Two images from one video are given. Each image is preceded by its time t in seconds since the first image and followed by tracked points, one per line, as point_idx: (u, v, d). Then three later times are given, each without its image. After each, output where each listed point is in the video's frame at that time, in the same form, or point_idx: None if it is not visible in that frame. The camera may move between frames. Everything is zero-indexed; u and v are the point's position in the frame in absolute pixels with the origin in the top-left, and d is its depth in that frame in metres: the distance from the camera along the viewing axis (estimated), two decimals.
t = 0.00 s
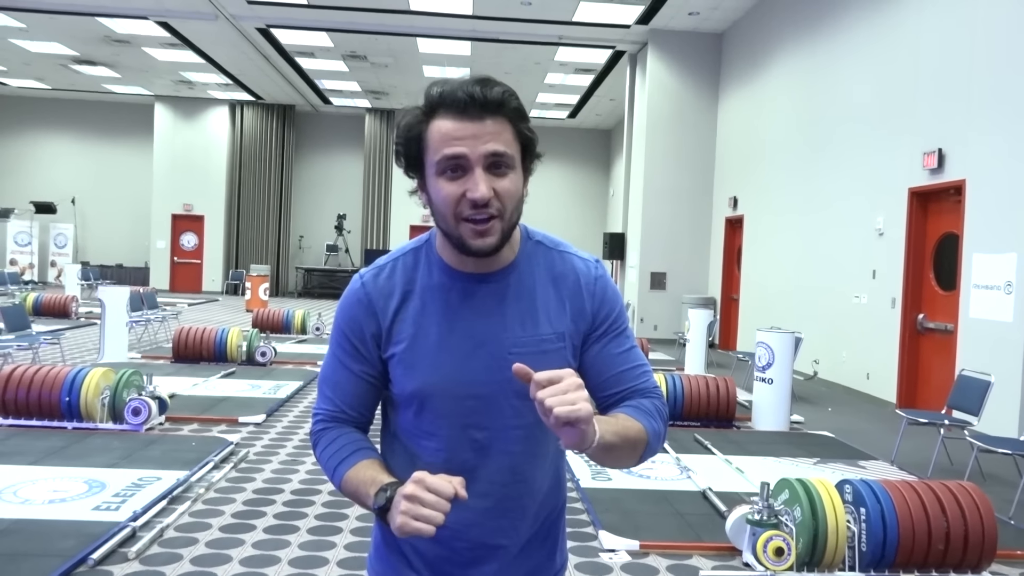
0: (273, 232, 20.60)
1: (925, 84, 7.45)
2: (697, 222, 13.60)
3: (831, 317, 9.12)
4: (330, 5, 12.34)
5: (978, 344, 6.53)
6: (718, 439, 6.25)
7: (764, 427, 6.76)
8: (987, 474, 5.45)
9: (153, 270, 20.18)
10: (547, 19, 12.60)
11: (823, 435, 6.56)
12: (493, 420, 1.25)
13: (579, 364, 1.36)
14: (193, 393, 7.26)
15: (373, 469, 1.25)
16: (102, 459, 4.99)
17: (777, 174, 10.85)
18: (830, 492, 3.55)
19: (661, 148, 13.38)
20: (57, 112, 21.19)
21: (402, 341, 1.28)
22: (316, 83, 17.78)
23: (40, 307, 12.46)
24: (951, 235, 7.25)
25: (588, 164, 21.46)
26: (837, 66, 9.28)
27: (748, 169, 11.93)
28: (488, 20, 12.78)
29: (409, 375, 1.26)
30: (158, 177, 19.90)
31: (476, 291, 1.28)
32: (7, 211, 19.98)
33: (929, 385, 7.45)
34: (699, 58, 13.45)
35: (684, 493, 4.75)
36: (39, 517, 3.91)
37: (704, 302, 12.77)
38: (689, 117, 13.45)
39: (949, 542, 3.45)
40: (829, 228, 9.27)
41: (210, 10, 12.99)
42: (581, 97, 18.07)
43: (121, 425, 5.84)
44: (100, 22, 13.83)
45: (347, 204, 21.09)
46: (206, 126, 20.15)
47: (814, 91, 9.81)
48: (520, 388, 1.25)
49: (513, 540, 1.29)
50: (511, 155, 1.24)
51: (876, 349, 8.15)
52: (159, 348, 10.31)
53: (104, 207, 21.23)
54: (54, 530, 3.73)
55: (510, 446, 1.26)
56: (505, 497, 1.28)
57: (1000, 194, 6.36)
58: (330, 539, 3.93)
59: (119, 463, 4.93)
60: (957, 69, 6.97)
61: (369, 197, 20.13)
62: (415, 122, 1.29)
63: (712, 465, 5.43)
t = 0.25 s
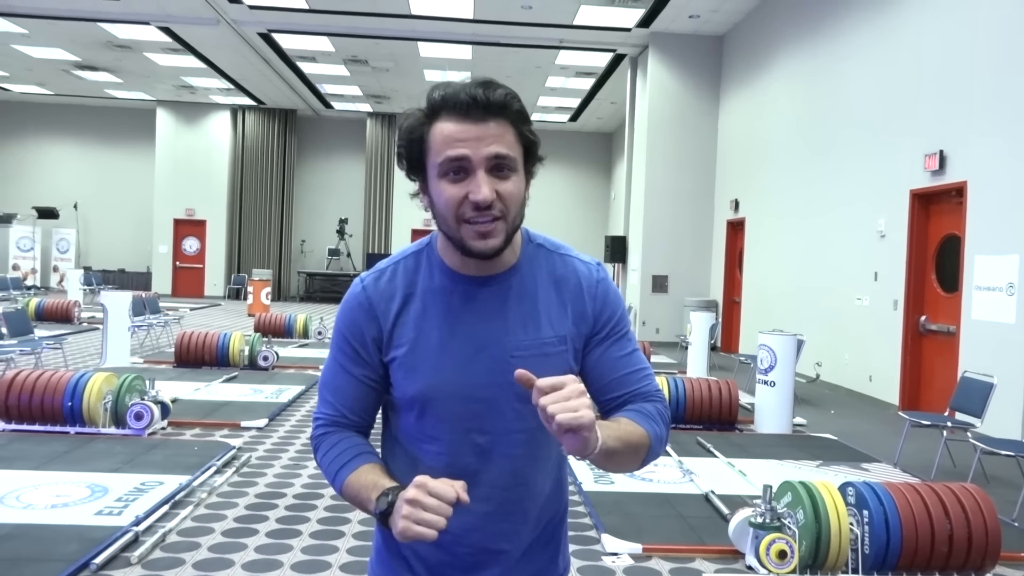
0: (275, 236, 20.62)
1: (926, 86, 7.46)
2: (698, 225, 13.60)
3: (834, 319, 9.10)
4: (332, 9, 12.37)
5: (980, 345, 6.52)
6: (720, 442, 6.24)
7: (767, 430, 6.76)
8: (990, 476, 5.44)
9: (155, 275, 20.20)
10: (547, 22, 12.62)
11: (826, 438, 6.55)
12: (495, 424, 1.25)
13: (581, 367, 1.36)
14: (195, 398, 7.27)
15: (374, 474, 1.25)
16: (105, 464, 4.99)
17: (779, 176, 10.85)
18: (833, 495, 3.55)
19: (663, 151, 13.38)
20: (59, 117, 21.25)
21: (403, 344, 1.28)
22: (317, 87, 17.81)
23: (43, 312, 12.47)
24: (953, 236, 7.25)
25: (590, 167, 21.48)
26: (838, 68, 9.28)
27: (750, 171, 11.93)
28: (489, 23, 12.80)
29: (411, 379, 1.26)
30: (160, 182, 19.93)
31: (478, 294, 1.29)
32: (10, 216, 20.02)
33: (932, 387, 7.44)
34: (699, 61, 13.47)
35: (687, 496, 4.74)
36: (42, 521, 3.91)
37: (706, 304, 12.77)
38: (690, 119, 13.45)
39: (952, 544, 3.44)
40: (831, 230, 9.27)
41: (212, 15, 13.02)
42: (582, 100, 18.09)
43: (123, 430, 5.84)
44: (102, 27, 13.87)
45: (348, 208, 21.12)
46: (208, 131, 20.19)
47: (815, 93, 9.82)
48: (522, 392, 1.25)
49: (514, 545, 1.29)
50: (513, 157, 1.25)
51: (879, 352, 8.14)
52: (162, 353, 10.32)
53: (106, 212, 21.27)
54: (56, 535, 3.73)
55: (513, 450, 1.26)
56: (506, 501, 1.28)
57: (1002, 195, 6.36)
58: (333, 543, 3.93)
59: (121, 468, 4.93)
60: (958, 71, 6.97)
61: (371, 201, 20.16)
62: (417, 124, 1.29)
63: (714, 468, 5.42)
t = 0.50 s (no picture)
0: (277, 242, 20.65)
1: (928, 90, 7.46)
2: (700, 230, 13.60)
3: (837, 324, 9.09)
4: (334, 15, 12.42)
5: (984, 350, 6.51)
6: (723, 447, 6.23)
7: (770, 434, 6.74)
8: (994, 481, 5.42)
9: (158, 281, 20.26)
10: (549, 28, 12.66)
11: (829, 443, 6.53)
12: (496, 426, 1.25)
13: (583, 369, 1.36)
14: (198, 404, 7.27)
15: (376, 475, 1.25)
16: (108, 470, 4.99)
17: (781, 181, 10.85)
18: (836, 501, 3.53)
19: (664, 157, 13.39)
20: (62, 124, 21.32)
21: (405, 345, 1.28)
22: (319, 93, 17.85)
23: (46, 318, 12.51)
24: (955, 241, 7.24)
25: (592, 172, 21.49)
26: (839, 73, 9.29)
27: (752, 176, 11.94)
28: (491, 29, 12.84)
29: (413, 381, 1.26)
30: (163, 188, 19.98)
31: (480, 295, 1.29)
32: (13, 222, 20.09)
33: (936, 392, 7.42)
34: (701, 66, 13.48)
35: (690, 501, 4.73)
36: (45, 528, 3.91)
37: (708, 309, 12.76)
38: (692, 124, 13.47)
39: (957, 550, 3.42)
40: (833, 234, 9.27)
41: (215, 22, 13.08)
42: (584, 106, 18.12)
43: (126, 436, 5.85)
44: (105, 34, 13.93)
45: (351, 214, 21.15)
46: (210, 137, 20.24)
47: (817, 97, 9.83)
48: (524, 394, 1.25)
49: (516, 547, 1.29)
50: (516, 158, 1.25)
51: (882, 356, 8.12)
52: (165, 359, 10.34)
53: (109, 218, 21.33)
54: (59, 541, 3.74)
55: (515, 452, 1.26)
56: (509, 503, 1.28)
57: (1004, 199, 6.36)
58: (335, 549, 3.92)
59: (124, 474, 4.93)
60: (960, 75, 6.98)
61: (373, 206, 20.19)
62: (420, 125, 1.30)
63: (717, 473, 5.41)
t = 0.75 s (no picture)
0: (279, 244, 20.67)
1: (929, 89, 7.46)
2: (702, 231, 13.59)
3: (839, 323, 9.08)
4: (335, 18, 12.44)
5: (987, 349, 6.50)
6: (726, 447, 6.23)
7: (773, 434, 6.74)
8: (998, 480, 5.41)
9: (160, 284, 20.27)
10: (550, 29, 12.66)
11: (832, 442, 6.53)
12: (496, 426, 1.26)
13: (583, 369, 1.36)
14: (201, 406, 7.28)
15: (375, 477, 1.26)
16: (111, 473, 5.00)
17: (783, 181, 10.85)
18: (839, 500, 3.53)
19: (666, 158, 13.39)
20: (65, 128, 21.36)
21: (405, 346, 1.28)
22: (321, 95, 17.87)
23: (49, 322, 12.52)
24: (958, 240, 7.23)
25: (593, 173, 21.49)
26: (841, 72, 9.29)
27: (753, 176, 11.93)
28: (492, 31, 12.85)
29: (413, 381, 1.27)
30: (165, 191, 20.01)
31: (480, 294, 1.29)
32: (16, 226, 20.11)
33: (939, 391, 7.41)
34: (702, 66, 13.48)
35: (693, 501, 4.73)
36: (49, 531, 3.92)
37: (711, 309, 12.76)
38: (693, 125, 13.46)
39: (960, 550, 3.40)
40: (835, 234, 9.26)
41: (216, 25, 13.10)
42: (585, 107, 18.12)
43: (129, 439, 5.85)
44: (107, 38, 13.96)
45: (353, 216, 21.16)
46: (212, 140, 20.25)
47: (818, 97, 9.83)
48: (524, 393, 1.26)
49: (517, 549, 1.29)
50: (515, 157, 1.25)
51: (885, 356, 8.12)
52: (167, 361, 10.35)
53: (111, 221, 21.36)
54: (64, 544, 3.75)
55: (515, 454, 1.27)
56: (509, 504, 1.28)
57: (1006, 198, 6.35)
58: (339, 550, 3.93)
59: (127, 476, 4.94)
60: (961, 74, 6.98)
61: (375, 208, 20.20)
62: (422, 124, 1.30)
63: (720, 473, 5.41)
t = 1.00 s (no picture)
0: (281, 245, 20.70)
1: (930, 89, 7.46)
2: (704, 231, 13.59)
3: (841, 324, 9.06)
4: (337, 19, 12.45)
5: (989, 349, 6.49)
6: (728, 447, 6.23)
7: (775, 435, 6.73)
8: (1001, 480, 5.40)
9: (163, 285, 20.30)
10: (551, 30, 12.67)
11: (835, 442, 6.52)
12: (496, 422, 1.25)
13: (582, 366, 1.36)
14: (203, 407, 7.29)
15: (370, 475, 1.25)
16: (114, 474, 5.01)
17: (784, 181, 10.85)
18: (841, 500, 3.54)
19: (667, 158, 13.40)
20: (67, 129, 21.39)
21: (404, 341, 1.28)
22: (322, 96, 17.89)
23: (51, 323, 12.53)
24: (960, 240, 7.22)
25: (595, 173, 21.50)
26: (842, 72, 9.29)
27: (754, 176, 11.94)
28: (493, 32, 12.85)
29: (411, 376, 1.26)
30: (167, 192, 20.03)
31: (480, 290, 1.29)
32: (18, 228, 20.15)
33: (941, 392, 7.39)
34: (703, 67, 13.48)
35: (695, 501, 4.73)
36: (52, 532, 3.92)
37: (712, 309, 12.77)
38: (694, 125, 13.47)
39: (963, 549, 3.40)
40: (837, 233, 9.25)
41: (218, 27, 13.11)
42: (586, 107, 18.14)
43: (131, 440, 5.86)
44: (109, 39, 13.97)
45: (354, 217, 21.18)
46: (213, 141, 20.27)
47: (819, 97, 9.83)
48: (524, 388, 1.25)
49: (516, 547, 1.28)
50: (515, 150, 1.25)
51: (887, 356, 8.11)
52: (169, 362, 10.36)
53: (113, 222, 21.39)
54: (66, 545, 3.75)
55: (514, 451, 1.26)
56: (508, 501, 1.28)
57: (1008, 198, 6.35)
58: (340, 551, 3.93)
59: (130, 477, 4.94)
60: (963, 74, 6.97)
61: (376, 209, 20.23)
62: (425, 119, 1.31)
63: (723, 474, 5.40)
